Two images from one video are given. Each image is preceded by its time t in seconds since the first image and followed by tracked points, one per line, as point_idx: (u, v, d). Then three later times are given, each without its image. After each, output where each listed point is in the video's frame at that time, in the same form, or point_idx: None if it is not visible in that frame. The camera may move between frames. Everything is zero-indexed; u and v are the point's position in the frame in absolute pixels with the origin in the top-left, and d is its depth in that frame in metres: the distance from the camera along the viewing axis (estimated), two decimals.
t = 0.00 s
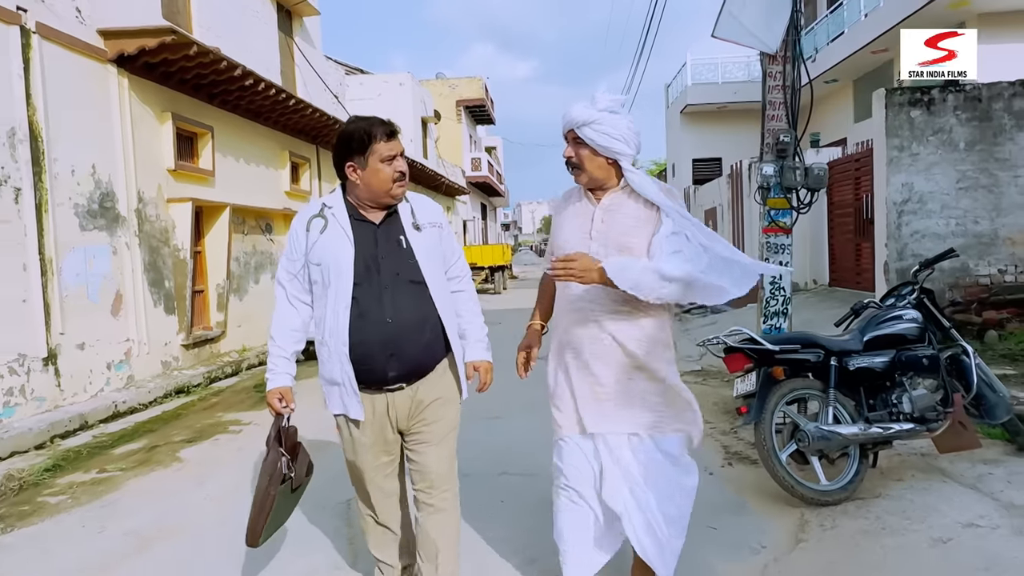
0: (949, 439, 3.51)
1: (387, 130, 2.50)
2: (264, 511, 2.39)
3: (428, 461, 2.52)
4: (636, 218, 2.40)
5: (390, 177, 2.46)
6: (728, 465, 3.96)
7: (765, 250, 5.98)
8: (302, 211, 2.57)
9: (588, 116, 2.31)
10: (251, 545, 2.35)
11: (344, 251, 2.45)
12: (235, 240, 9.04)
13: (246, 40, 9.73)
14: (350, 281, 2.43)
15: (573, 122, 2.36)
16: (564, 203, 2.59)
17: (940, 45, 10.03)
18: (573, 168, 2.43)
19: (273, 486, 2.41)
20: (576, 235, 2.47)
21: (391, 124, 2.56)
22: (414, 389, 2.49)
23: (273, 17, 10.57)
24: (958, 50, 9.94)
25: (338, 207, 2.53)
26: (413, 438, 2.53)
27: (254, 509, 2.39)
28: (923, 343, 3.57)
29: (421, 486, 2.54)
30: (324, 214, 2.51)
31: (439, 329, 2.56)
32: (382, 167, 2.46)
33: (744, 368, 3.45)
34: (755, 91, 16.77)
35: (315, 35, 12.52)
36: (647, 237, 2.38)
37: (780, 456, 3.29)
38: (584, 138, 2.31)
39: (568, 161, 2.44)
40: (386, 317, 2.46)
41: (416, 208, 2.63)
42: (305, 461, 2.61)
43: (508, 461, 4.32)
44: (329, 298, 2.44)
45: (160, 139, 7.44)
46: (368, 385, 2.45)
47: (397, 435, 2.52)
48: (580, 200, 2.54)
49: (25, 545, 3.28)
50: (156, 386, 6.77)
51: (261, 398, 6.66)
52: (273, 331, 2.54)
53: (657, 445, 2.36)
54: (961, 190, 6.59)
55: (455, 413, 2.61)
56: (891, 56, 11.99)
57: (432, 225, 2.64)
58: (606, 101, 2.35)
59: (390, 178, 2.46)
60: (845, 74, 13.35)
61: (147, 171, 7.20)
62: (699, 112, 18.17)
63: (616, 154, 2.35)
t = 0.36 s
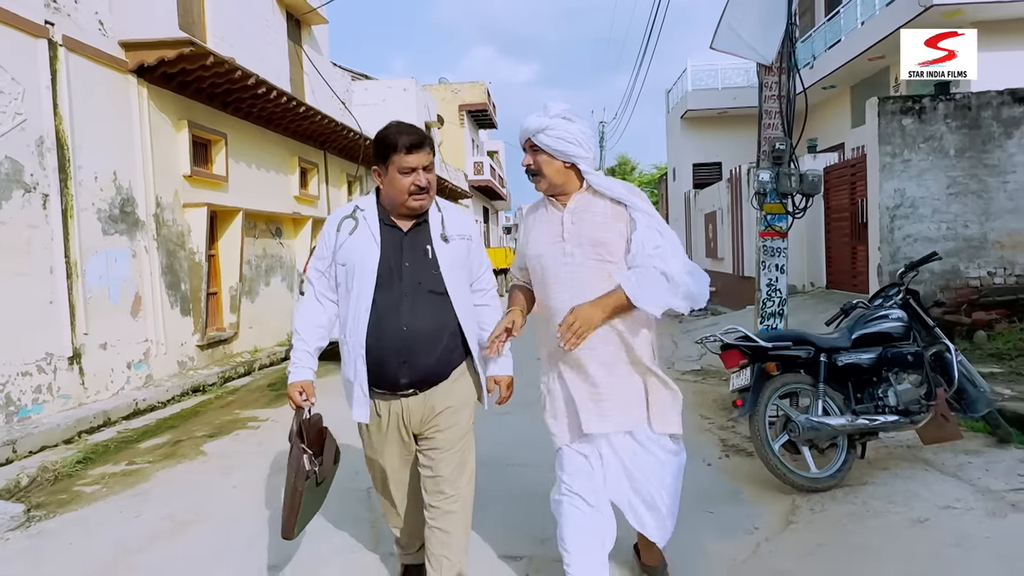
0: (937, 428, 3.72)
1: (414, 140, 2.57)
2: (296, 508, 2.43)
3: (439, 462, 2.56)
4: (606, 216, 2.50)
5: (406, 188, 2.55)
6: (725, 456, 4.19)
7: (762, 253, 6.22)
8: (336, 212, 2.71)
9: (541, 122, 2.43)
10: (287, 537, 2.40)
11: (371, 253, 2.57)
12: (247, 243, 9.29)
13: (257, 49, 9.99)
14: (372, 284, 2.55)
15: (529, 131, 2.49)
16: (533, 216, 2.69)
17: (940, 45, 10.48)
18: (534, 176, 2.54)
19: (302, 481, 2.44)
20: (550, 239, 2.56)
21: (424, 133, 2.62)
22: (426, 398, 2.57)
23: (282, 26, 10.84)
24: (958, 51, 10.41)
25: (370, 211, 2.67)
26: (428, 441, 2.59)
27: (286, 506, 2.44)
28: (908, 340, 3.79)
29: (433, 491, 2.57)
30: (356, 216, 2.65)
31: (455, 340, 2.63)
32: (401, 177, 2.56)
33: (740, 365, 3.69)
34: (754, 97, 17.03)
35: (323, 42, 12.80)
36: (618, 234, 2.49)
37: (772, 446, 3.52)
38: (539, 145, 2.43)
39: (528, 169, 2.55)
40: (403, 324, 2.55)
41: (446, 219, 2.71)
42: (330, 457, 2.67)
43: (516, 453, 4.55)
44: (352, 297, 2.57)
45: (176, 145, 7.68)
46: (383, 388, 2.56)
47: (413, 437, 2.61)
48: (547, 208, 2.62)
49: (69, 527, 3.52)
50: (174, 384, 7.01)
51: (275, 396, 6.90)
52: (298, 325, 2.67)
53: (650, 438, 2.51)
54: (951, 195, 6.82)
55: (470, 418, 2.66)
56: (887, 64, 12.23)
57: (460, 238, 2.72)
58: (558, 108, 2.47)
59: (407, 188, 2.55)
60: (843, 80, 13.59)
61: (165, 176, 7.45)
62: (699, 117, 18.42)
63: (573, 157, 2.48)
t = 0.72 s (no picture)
0: (920, 421, 3.98)
1: (438, 134, 2.51)
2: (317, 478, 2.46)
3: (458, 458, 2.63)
4: (584, 212, 2.63)
5: (427, 182, 2.51)
6: (721, 448, 4.43)
7: (756, 256, 6.47)
8: (367, 197, 2.68)
9: (515, 133, 2.50)
10: (312, 508, 2.43)
11: (395, 242, 2.54)
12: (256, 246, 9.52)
13: (265, 56, 10.24)
14: (392, 275, 2.52)
15: (500, 142, 2.54)
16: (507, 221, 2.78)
17: (940, 45, 10.62)
18: (512, 184, 2.61)
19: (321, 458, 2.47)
20: (532, 241, 2.66)
21: (452, 126, 2.55)
22: (443, 390, 2.59)
23: (289, 34, 11.09)
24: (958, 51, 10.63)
25: (399, 200, 2.62)
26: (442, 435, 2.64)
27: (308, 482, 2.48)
28: (891, 338, 4.03)
29: (449, 481, 2.64)
30: (385, 204, 2.61)
31: (474, 336, 2.60)
32: (422, 171, 2.52)
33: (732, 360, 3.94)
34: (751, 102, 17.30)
35: (328, 49, 13.05)
36: (597, 227, 2.63)
37: (763, 437, 3.75)
38: (517, 154, 2.51)
39: (504, 177, 2.62)
40: (422, 318, 2.53)
41: (474, 214, 2.64)
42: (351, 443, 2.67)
43: (522, 445, 4.77)
44: (373, 284, 2.55)
45: (188, 152, 7.91)
46: (400, 378, 2.56)
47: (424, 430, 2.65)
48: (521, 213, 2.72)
49: (104, 513, 3.74)
50: (188, 383, 7.23)
51: (287, 394, 7.12)
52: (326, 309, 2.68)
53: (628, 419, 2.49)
54: (940, 200, 7.07)
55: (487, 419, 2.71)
56: (880, 70, 12.48)
57: (486, 234, 2.62)
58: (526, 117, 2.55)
59: (427, 182, 2.51)
60: (837, 86, 13.86)
61: (179, 181, 7.68)
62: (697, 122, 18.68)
63: (546, 163, 2.58)
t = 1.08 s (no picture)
0: (910, 413, 4.19)
1: (425, 128, 2.59)
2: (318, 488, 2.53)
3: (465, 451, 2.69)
4: (603, 218, 2.68)
5: (417, 177, 2.60)
6: (720, 441, 4.63)
7: (753, 258, 6.68)
8: (357, 197, 2.71)
9: (541, 129, 2.56)
10: (313, 518, 2.49)
11: (391, 240, 2.60)
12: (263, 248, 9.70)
13: (271, 62, 10.43)
14: (393, 272, 2.59)
15: (527, 139, 2.59)
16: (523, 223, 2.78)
17: (940, 45, 10.76)
18: (532, 181, 2.64)
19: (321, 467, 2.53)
20: (549, 246, 2.68)
21: (440, 120, 2.63)
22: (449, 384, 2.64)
23: (294, 40, 11.29)
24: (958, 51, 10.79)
25: (391, 197, 2.68)
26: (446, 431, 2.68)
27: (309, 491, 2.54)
28: (882, 335, 4.25)
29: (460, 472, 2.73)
30: (377, 203, 2.67)
31: (479, 327, 2.68)
32: (412, 165, 2.60)
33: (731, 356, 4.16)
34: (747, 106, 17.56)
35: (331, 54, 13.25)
36: (617, 233, 2.67)
37: (760, 428, 3.95)
38: (541, 151, 2.56)
39: (524, 174, 2.65)
40: (428, 312, 2.60)
41: (468, 206, 2.75)
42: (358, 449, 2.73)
43: (528, 439, 4.96)
44: (371, 283, 2.60)
45: (198, 156, 8.09)
46: (407, 375, 2.61)
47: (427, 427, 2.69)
48: (538, 214, 2.74)
49: (133, 502, 3.92)
50: (199, 382, 7.40)
51: (296, 392, 7.30)
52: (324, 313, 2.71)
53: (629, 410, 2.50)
54: (930, 204, 7.30)
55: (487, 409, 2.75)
56: (874, 76, 12.73)
57: (482, 225, 2.73)
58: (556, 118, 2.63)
59: (417, 177, 2.60)
60: (832, 91, 14.11)
61: (190, 185, 7.86)
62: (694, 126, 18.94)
63: (569, 163, 2.63)
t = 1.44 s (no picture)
0: (902, 408, 4.40)
1: (421, 119, 2.66)
2: (319, 472, 2.58)
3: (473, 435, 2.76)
4: (647, 207, 2.62)
5: (416, 168, 2.67)
6: (719, 435, 4.83)
7: (749, 259, 6.88)
8: (354, 192, 2.83)
9: (596, 104, 2.57)
10: (305, 512, 2.51)
11: (393, 230, 2.72)
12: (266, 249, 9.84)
13: (274, 66, 10.58)
14: (396, 262, 2.70)
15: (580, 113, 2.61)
16: (567, 202, 2.76)
17: (940, 45, 10.99)
18: (580, 156, 2.65)
19: (326, 451, 2.59)
20: (588, 230, 2.66)
21: (434, 112, 2.71)
22: (455, 369, 2.73)
23: (295, 44, 11.44)
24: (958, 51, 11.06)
25: (389, 189, 2.80)
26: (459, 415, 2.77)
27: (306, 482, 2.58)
28: (874, 333, 4.45)
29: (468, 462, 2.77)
30: (376, 195, 2.78)
31: (481, 313, 2.79)
32: (410, 156, 2.67)
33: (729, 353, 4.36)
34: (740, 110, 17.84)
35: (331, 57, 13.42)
36: (658, 225, 2.62)
37: (759, 422, 4.14)
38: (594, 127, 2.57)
39: (574, 150, 2.66)
40: (433, 299, 2.71)
41: (464, 195, 2.88)
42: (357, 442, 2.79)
43: (535, 433, 5.14)
44: (373, 274, 2.71)
45: (205, 159, 8.23)
46: (413, 363, 2.70)
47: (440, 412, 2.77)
48: (584, 194, 2.73)
49: (158, 494, 4.09)
50: (207, 380, 7.55)
51: (303, 391, 7.46)
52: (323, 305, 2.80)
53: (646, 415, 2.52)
54: (919, 207, 7.54)
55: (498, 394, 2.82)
56: (864, 80, 13.00)
57: (479, 213, 2.87)
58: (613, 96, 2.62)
59: (416, 169, 2.67)
60: (823, 95, 14.37)
61: (197, 188, 8.00)
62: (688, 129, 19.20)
63: (620, 143, 2.63)
